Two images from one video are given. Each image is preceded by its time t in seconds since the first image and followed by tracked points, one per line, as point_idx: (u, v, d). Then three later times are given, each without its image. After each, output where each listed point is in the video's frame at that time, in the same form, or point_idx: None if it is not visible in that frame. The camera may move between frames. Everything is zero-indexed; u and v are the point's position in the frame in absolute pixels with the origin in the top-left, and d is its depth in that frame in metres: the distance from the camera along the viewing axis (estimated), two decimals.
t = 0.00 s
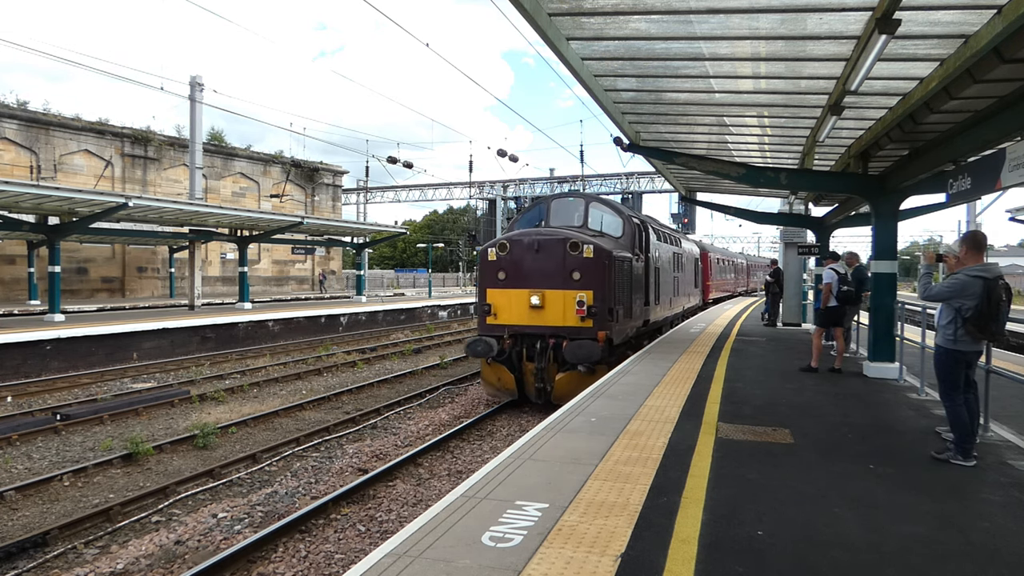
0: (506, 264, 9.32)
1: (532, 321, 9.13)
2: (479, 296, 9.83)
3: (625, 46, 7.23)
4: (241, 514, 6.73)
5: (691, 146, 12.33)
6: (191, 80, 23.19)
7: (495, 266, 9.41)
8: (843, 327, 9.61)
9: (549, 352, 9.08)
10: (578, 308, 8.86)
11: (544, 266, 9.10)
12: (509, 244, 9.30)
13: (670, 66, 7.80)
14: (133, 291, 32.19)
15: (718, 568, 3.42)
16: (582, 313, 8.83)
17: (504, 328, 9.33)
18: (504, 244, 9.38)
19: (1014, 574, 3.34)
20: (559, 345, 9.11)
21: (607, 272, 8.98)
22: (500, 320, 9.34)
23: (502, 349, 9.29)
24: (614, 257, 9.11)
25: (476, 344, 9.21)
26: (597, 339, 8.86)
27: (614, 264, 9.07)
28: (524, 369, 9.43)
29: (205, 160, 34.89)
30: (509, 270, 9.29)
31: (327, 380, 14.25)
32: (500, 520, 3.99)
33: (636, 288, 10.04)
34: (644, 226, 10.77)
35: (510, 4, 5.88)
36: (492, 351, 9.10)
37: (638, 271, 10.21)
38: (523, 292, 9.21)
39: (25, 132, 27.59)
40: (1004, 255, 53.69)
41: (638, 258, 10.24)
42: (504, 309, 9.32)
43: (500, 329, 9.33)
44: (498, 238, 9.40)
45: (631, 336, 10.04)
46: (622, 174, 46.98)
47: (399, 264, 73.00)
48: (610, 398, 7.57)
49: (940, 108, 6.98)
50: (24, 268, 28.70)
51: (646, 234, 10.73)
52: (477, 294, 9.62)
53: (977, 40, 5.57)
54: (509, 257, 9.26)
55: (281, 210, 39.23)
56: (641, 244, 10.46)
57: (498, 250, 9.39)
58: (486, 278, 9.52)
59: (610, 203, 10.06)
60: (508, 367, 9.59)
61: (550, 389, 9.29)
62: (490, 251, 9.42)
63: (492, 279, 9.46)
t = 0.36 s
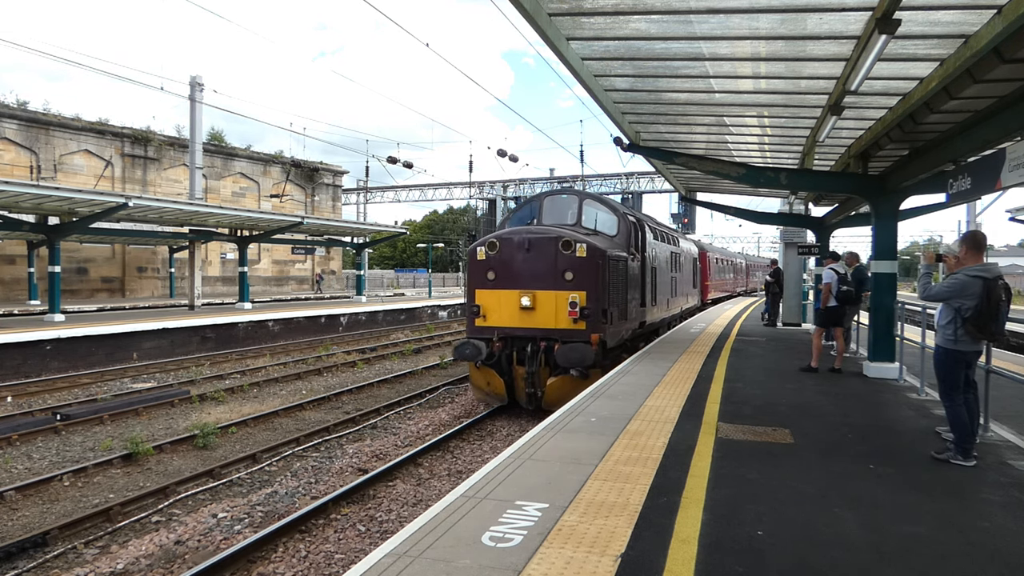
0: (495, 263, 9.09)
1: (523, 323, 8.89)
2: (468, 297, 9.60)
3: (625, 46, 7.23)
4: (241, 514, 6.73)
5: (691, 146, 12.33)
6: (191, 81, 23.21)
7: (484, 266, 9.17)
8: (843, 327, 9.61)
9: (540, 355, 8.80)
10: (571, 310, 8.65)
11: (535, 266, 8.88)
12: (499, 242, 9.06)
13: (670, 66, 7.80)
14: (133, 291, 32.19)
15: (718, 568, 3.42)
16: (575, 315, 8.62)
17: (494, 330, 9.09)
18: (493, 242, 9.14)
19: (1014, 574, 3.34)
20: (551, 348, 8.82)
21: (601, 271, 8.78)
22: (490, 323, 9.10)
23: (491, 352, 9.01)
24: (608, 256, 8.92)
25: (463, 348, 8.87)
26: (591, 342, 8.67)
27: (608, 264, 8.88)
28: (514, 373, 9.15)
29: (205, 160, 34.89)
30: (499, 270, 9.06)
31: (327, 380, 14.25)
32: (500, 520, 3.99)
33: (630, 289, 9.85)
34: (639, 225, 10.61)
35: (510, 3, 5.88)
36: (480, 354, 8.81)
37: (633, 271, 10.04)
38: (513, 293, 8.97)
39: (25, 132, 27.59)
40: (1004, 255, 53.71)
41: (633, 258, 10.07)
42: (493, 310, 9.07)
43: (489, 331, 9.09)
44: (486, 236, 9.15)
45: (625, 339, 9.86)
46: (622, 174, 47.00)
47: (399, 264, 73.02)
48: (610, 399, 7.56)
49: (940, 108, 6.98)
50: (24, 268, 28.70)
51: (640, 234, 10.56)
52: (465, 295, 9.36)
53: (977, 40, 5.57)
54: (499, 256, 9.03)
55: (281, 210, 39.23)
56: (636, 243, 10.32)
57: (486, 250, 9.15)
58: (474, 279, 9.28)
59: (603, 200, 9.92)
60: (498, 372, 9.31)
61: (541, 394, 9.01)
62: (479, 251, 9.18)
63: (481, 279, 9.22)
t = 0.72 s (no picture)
0: (485, 263, 9.00)
1: (513, 325, 8.81)
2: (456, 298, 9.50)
3: (625, 46, 7.23)
4: (241, 514, 6.73)
5: (691, 146, 12.33)
6: (191, 81, 23.22)
7: (474, 265, 9.09)
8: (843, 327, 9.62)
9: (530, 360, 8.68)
10: (562, 311, 8.57)
11: (525, 265, 8.79)
12: (488, 241, 8.97)
13: (670, 66, 7.80)
14: (133, 291, 32.20)
15: (717, 568, 3.42)
16: (567, 317, 8.54)
17: (483, 333, 9.00)
18: (483, 242, 9.05)
19: (1015, 574, 3.34)
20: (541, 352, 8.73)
21: (593, 271, 8.69)
22: (479, 324, 9.02)
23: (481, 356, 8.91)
24: (601, 256, 8.82)
25: (450, 351, 8.78)
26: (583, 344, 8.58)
27: (601, 263, 8.78)
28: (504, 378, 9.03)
29: (205, 160, 34.87)
30: (488, 269, 8.97)
31: (327, 380, 14.26)
32: (500, 520, 3.99)
33: (624, 289, 9.75)
34: (634, 224, 10.50)
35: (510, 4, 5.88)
36: (468, 359, 8.73)
37: (627, 271, 9.93)
38: (503, 294, 8.88)
39: (25, 132, 27.60)
40: (1004, 255, 53.71)
41: (628, 257, 9.97)
42: (483, 312, 8.99)
43: (479, 333, 9.00)
44: (476, 235, 9.05)
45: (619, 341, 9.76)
46: (622, 174, 46.98)
47: (399, 264, 73.05)
48: (610, 399, 7.56)
49: (939, 108, 6.99)
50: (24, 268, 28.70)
51: (634, 233, 10.45)
52: (454, 295, 9.27)
53: (977, 40, 5.58)
54: (488, 255, 8.94)
55: (281, 210, 39.25)
56: (631, 241, 10.22)
57: (476, 248, 9.05)
58: (463, 279, 9.18)
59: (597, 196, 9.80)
60: (487, 376, 9.20)
61: (532, 400, 8.86)
62: (468, 249, 9.09)
63: (470, 279, 9.13)
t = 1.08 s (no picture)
0: (472, 262, 8.65)
1: (502, 328, 8.45)
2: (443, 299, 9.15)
3: (625, 46, 7.23)
4: (241, 514, 6.73)
5: (691, 146, 12.32)
6: (191, 81, 23.24)
7: (461, 264, 8.73)
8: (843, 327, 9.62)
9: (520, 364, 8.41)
10: (554, 313, 8.18)
11: (515, 265, 8.41)
12: (476, 240, 8.63)
13: (670, 66, 7.80)
14: (133, 291, 32.21)
15: (717, 568, 3.42)
16: (558, 319, 8.15)
17: (471, 336, 8.64)
18: (470, 240, 8.70)
19: (1015, 574, 3.34)
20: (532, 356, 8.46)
21: (586, 271, 8.30)
22: (466, 327, 8.67)
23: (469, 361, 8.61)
24: (595, 255, 8.44)
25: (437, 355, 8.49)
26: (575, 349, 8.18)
27: (594, 263, 8.38)
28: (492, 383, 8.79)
29: (205, 160, 34.87)
30: (476, 269, 8.61)
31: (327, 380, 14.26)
32: (500, 520, 3.99)
33: (618, 290, 9.40)
34: (630, 223, 10.21)
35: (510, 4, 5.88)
36: (455, 363, 8.45)
37: (621, 272, 9.60)
38: (491, 295, 8.51)
39: (25, 132, 27.60)
40: (1004, 255, 53.72)
41: (623, 257, 9.66)
42: (470, 314, 8.64)
43: (466, 336, 8.66)
44: (463, 234, 8.71)
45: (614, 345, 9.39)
46: (622, 174, 46.97)
47: (399, 264, 73.07)
48: (610, 399, 7.56)
49: (939, 108, 6.99)
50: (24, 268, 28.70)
51: (629, 233, 10.16)
52: (441, 297, 8.91)
53: (977, 40, 5.58)
54: (476, 255, 8.58)
55: (281, 210, 39.25)
56: (626, 240, 9.94)
57: (464, 247, 8.71)
58: (450, 279, 8.83)
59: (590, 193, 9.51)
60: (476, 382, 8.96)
61: (521, 406, 8.61)
62: (455, 248, 8.74)
63: (457, 280, 8.77)
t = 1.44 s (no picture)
0: (460, 261, 8.44)
1: (490, 330, 8.23)
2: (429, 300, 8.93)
3: (625, 46, 7.24)
4: (241, 514, 6.73)
5: (691, 146, 12.33)
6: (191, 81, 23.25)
7: (448, 264, 8.53)
8: (843, 328, 9.62)
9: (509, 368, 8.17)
10: (544, 315, 7.97)
11: (504, 264, 8.20)
12: (464, 238, 8.44)
13: (670, 66, 7.80)
14: (133, 291, 32.21)
15: (717, 568, 3.42)
16: (549, 322, 7.93)
17: (457, 339, 8.42)
18: (458, 239, 8.51)
19: (1015, 574, 3.34)
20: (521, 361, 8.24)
21: (578, 271, 8.06)
22: (453, 329, 8.45)
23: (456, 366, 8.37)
24: (587, 255, 8.21)
25: (421, 359, 8.26)
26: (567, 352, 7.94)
27: (587, 262, 8.16)
28: (480, 389, 8.56)
29: (205, 160, 34.90)
30: (463, 268, 8.40)
31: (327, 380, 14.26)
32: (499, 520, 3.99)
33: (612, 291, 9.15)
34: (625, 222, 9.95)
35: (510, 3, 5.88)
36: (440, 366, 8.24)
37: (616, 272, 9.35)
38: (479, 296, 8.31)
39: (25, 132, 27.60)
40: (1004, 255, 53.67)
41: (617, 256, 9.41)
42: (457, 315, 8.43)
43: (452, 339, 8.44)
44: (450, 233, 8.52)
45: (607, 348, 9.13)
46: (622, 174, 46.92)
47: (399, 264, 73.06)
48: (610, 399, 7.56)
49: (939, 108, 6.99)
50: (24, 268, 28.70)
51: (624, 231, 9.90)
52: (427, 297, 8.69)
53: (977, 40, 5.58)
54: (464, 254, 8.38)
55: (281, 210, 39.25)
56: (621, 239, 9.70)
57: (451, 246, 8.52)
58: (437, 280, 8.61)
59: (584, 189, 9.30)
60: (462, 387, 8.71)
61: (510, 413, 8.37)
62: (441, 247, 8.55)
63: (444, 280, 8.55)
